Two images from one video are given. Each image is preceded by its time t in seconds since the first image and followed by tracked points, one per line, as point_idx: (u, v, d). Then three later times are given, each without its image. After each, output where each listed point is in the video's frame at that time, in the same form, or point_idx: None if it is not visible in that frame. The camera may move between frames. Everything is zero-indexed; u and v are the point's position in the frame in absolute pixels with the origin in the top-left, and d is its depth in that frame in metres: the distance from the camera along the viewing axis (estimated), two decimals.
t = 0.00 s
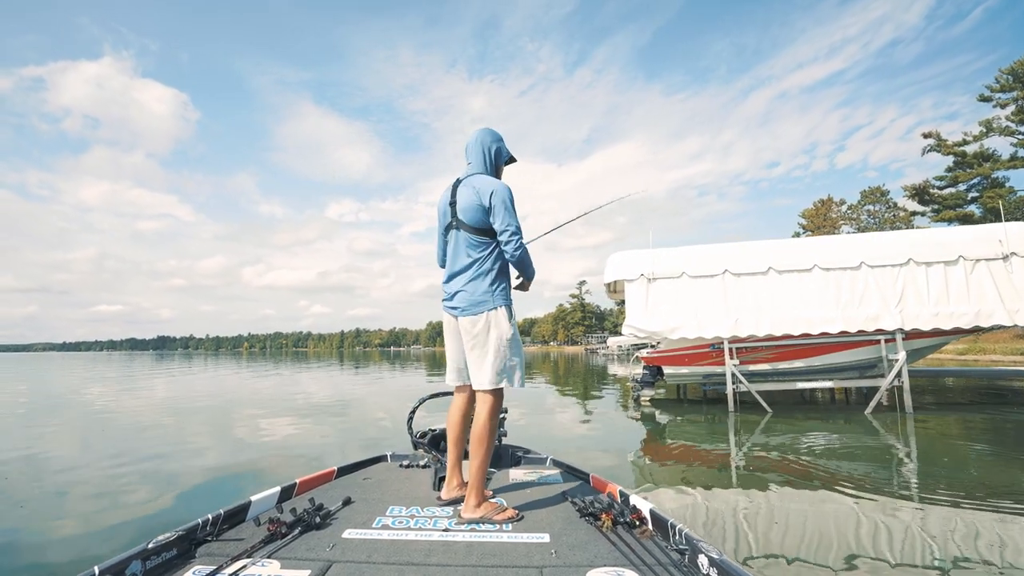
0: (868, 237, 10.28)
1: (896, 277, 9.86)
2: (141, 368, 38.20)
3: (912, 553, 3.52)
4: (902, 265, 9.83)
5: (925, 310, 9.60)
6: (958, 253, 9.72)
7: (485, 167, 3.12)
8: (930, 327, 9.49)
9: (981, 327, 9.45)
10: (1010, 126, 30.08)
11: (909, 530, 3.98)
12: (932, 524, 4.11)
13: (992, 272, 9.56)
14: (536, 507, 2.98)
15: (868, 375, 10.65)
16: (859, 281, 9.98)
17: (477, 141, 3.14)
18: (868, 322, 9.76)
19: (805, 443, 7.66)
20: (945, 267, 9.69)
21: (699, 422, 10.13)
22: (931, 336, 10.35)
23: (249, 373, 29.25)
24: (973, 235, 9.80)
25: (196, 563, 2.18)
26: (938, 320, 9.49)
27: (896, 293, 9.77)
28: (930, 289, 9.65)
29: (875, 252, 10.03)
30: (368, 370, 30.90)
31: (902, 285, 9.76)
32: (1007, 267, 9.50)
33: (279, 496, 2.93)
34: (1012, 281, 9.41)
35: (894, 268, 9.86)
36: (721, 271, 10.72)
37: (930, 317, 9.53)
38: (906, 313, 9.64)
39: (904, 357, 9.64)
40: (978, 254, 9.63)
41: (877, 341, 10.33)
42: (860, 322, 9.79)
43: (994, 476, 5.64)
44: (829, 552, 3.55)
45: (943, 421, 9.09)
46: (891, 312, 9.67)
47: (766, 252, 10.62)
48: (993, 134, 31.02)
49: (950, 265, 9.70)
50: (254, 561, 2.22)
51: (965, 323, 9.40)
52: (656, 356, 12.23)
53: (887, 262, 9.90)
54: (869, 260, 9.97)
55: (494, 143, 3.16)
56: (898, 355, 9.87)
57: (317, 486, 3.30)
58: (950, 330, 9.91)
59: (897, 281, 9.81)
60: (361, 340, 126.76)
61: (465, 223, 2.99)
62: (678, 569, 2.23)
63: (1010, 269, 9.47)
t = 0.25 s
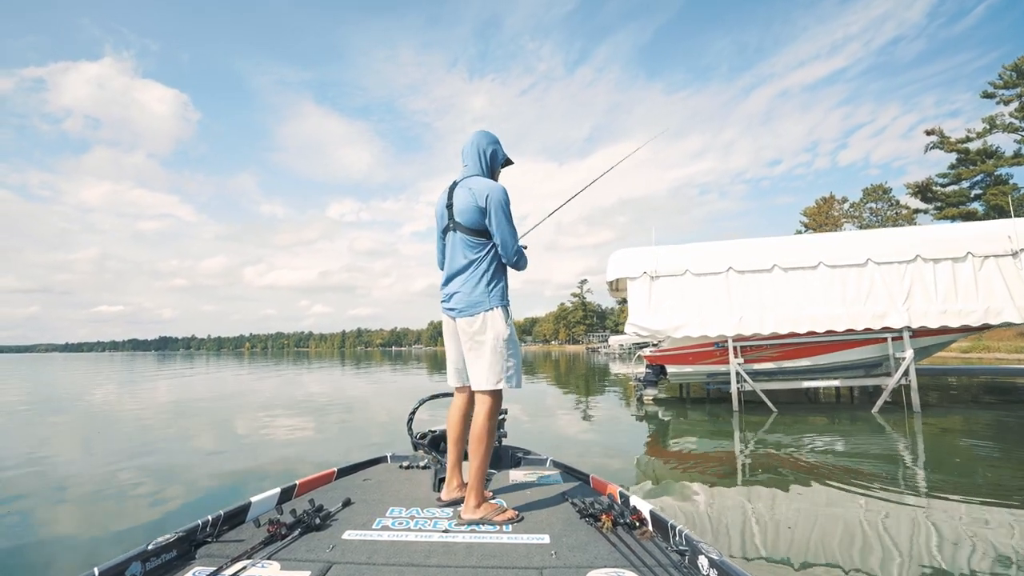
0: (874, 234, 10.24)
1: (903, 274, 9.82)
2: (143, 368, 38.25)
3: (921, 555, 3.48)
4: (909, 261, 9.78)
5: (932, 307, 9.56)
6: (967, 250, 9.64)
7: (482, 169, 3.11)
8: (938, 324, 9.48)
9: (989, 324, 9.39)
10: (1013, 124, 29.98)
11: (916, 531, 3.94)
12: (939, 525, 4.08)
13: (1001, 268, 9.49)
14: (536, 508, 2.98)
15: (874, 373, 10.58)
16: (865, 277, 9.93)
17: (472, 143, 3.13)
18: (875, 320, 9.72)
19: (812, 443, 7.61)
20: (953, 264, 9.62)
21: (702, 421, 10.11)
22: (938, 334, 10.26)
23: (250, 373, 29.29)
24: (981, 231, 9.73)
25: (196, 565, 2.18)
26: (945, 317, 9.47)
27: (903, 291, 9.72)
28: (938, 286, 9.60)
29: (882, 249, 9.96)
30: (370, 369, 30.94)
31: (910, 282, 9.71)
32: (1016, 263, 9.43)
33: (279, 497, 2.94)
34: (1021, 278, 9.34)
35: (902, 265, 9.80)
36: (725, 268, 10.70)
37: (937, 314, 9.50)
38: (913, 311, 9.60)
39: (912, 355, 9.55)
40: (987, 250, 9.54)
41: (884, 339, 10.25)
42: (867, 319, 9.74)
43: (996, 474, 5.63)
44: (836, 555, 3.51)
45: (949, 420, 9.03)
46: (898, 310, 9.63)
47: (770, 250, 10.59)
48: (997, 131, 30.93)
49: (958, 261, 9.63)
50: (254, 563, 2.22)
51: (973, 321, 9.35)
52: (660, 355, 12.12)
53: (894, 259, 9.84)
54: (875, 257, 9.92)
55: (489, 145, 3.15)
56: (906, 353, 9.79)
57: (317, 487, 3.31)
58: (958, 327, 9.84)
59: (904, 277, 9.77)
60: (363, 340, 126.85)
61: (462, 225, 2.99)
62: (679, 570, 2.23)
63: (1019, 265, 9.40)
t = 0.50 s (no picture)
0: (880, 232, 10.23)
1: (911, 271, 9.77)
2: (145, 365, 38.36)
3: (932, 557, 3.44)
4: (917, 259, 9.74)
5: (941, 305, 9.49)
6: (975, 247, 9.57)
7: (477, 169, 3.11)
8: (946, 323, 9.40)
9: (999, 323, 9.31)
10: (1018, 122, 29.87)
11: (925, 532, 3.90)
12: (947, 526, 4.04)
13: (1010, 267, 9.42)
14: (536, 508, 2.98)
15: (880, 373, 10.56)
16: (871, 276, 9.90)
17: (467, 143, 3.12)
18: (882, 318, 9.67)
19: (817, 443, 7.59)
20: (962, 262, 9.55)
21: (704, 421, 10.08)
22: (947, 333, 10.23)
23: (253, 370, 29.37)
24: (989, 229, 9.68)
25: (195, 565, 2.19)
26: (954, 315, 9.39)
27: (910, 289, 9.67)
28: (946, 284, 9.53)
29: (889, 247, 9.92)
30: (371, 367, 30.97)
31: (917, 280, 9.65)
32: None
33: (279, 497, 2.94)
34: None
35: (909, 263, 9.76)
36: (729, 266, 10.67)
37: (946, 313, 9.42)
38: (921, 309, 9.53)
39: (918, 354, 9.49)
40: (996, 248, 9.48)
41: (890, 338, 10.21)
42: (874, 317, 9.70)
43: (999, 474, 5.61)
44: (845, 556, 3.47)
45: (953, 420, 9.00)
46: (906, 308, 9.56)
47: (776, 248, 10.55)
48: (1001, 129, 30.82)
49: (967, 259, 9.55)
50: (254, 563, 2.22)
51: (982, 319, 9.28)
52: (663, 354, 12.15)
53: (902, 257, 9.80)
54: (882, 255, 9.88)
55: (484, 145, 3.13)
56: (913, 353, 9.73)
57: (317, 487, 3.31)
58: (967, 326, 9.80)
59: (912, 275, 9.72)
60: (364, 338, 126.99)
61: (458, 225, 2.99)
62: (678, 570, 2.22)
63: None
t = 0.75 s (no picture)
0: (887, 231, 10.13)
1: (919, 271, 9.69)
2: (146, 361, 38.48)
3: (938, 560, 3.42)
4: (925, 259, 9.65)
5: (948, 306, 9.47)
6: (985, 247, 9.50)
7: (472, 170, 3.10)
8: (953, 324, 9.43)
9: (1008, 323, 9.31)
10: None
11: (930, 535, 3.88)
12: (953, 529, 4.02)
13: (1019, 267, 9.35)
14: (535, 508, 2.97)
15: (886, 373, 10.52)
16: (878, 275, 9.83)
17: (462, 145, 3.14)
18: (888, 318, 9.68)
19: (822, 444, 7.55)
20: (971, 262, 9.48)
21: (707, 421, 10.06)
22: (954, 334, 10.20)
23: (254, 366, 29.46)
24: (999, 228, 9.59)
25: (195, 565, 2.18)
26: (960, 316, 9.40)
27: (918, 289, 9.62)
28: (954, 284, 9.48)
29: (897, 246, 9.84)
30: (373, 364, 31.04)
31: (925, 280, 9.60)
32: None
33: (278, 496, 2.94)
34: None
35: (916, 263, 9.68)
36: (733, 264, 10.60)
37: (953, 314, 9.41)
38: (928, 310, 9.52)
39: (926, 355, 9.43)
40: (1005, 248, 9.40)
41: (897, 338, 10.17)
42: (880, 318, 9.68)
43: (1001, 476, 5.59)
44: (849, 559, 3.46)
45: (958, 422, 8.97)
46: (912, 308, 9.55)
47: (781, 246, 10.48)
48: (1007, 129, 30.70)
49: (976, 259, 9.48)
50: (253, 562, 2.21)
51: (989, 321, 9.29)
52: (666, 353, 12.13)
53: (909, 257, 9.72)
54: (890, 254, 9.79)
55: (479, 142, 3.10)
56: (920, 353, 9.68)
57: (316, 486, 3.31)
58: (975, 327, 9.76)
59: (919, 275, 9.65)
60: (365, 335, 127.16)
61: (451, 228, 3.04)
62: (678, 570, 2.22)
63: None
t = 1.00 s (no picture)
0: (892, 227, 10.11)
1: (926, 268, 9.65)
2: (148, 360, 38.63)
3: (944, 560, 3.41)
4: (931, 255, 9.62)
5: (955, 302, 9.41)
6: (993, 243, 9.43)
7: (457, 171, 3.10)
8: (961, 321, 9.36)
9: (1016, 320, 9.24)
10: None
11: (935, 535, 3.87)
12: (959, 529, 4.01)
13: None
14: (535, 507, 2.97)
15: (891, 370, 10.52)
16: (883, 271, 9.82)
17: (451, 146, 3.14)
18: (894, 315, 9.65)
19: (828, 442, 7.53)
20: (978, 258, 9.42)
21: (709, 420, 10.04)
22: (961, 331, 10.18)
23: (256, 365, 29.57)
24: (1007, 223, 9.52)
25: (195, 564, 2.18)
26: (968, 313, 9.34)
27: (925, 285, 9.58)
28: (961, 281, 9.42)
29: (903, 242, 9.81)
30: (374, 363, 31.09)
31: (932, 276, 9.55)
32: None
33: (278, 496, 2.94)
34: None
35: (923, 259, 9.64)
36: (737, 261, 10.58)
37: (961, 310, 9.35)
38: (935, 306, 9.48)
39: (933, 353, 9.41)
40: (1014, 244, 9.31)
41: (904, 336, 10.16)
42: (887, 315, 9.68)
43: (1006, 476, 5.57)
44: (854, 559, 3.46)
45: (963, 420, 8.94)
46: (919, 305, 9.52)
47: (786, 243, 10.49)
48: (1010, 125, 30.58)
49: (984, 255, 9.41)
50: (253, 562, 2.22)
51: (997, 318, 9.23)
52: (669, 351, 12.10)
53: (915, 253, 9.69)
54: (896, 250, 9.78)
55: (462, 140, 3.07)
56: (927, 351, 9.63)
57: (316, 486, 3.31)
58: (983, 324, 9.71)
59: (926, 271, 9.61)
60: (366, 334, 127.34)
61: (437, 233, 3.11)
62: (678, 570, 2.21)
63: None
